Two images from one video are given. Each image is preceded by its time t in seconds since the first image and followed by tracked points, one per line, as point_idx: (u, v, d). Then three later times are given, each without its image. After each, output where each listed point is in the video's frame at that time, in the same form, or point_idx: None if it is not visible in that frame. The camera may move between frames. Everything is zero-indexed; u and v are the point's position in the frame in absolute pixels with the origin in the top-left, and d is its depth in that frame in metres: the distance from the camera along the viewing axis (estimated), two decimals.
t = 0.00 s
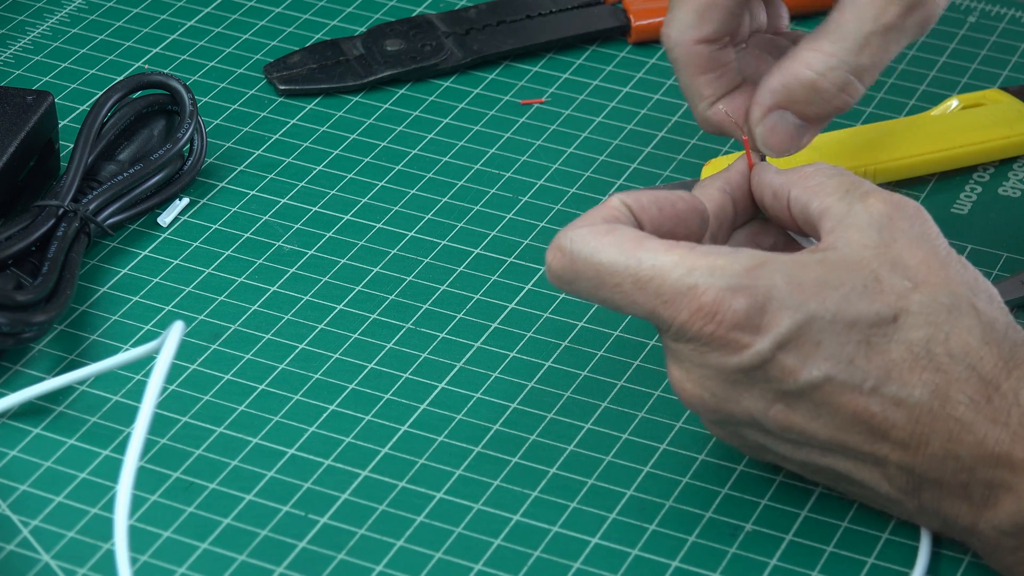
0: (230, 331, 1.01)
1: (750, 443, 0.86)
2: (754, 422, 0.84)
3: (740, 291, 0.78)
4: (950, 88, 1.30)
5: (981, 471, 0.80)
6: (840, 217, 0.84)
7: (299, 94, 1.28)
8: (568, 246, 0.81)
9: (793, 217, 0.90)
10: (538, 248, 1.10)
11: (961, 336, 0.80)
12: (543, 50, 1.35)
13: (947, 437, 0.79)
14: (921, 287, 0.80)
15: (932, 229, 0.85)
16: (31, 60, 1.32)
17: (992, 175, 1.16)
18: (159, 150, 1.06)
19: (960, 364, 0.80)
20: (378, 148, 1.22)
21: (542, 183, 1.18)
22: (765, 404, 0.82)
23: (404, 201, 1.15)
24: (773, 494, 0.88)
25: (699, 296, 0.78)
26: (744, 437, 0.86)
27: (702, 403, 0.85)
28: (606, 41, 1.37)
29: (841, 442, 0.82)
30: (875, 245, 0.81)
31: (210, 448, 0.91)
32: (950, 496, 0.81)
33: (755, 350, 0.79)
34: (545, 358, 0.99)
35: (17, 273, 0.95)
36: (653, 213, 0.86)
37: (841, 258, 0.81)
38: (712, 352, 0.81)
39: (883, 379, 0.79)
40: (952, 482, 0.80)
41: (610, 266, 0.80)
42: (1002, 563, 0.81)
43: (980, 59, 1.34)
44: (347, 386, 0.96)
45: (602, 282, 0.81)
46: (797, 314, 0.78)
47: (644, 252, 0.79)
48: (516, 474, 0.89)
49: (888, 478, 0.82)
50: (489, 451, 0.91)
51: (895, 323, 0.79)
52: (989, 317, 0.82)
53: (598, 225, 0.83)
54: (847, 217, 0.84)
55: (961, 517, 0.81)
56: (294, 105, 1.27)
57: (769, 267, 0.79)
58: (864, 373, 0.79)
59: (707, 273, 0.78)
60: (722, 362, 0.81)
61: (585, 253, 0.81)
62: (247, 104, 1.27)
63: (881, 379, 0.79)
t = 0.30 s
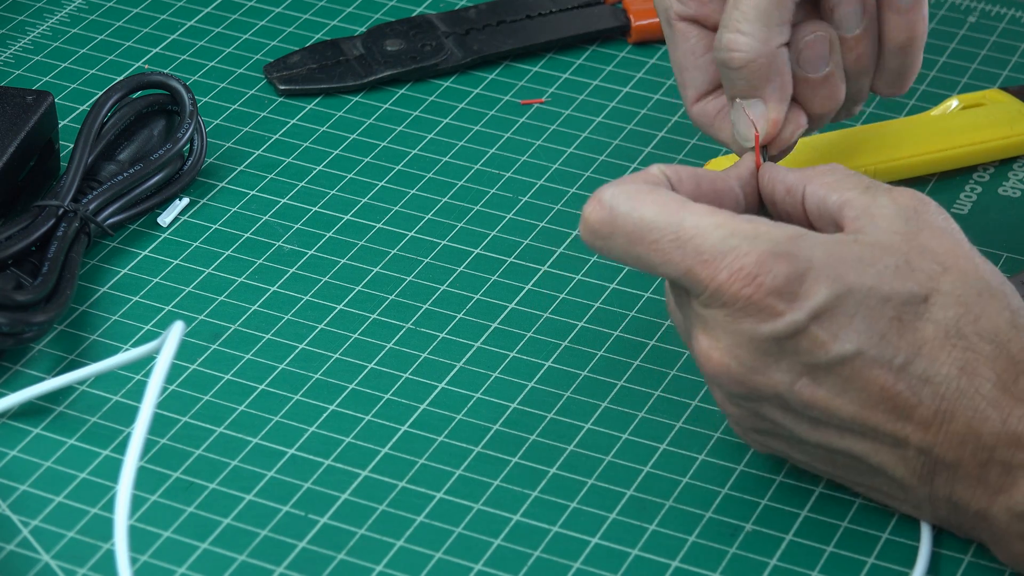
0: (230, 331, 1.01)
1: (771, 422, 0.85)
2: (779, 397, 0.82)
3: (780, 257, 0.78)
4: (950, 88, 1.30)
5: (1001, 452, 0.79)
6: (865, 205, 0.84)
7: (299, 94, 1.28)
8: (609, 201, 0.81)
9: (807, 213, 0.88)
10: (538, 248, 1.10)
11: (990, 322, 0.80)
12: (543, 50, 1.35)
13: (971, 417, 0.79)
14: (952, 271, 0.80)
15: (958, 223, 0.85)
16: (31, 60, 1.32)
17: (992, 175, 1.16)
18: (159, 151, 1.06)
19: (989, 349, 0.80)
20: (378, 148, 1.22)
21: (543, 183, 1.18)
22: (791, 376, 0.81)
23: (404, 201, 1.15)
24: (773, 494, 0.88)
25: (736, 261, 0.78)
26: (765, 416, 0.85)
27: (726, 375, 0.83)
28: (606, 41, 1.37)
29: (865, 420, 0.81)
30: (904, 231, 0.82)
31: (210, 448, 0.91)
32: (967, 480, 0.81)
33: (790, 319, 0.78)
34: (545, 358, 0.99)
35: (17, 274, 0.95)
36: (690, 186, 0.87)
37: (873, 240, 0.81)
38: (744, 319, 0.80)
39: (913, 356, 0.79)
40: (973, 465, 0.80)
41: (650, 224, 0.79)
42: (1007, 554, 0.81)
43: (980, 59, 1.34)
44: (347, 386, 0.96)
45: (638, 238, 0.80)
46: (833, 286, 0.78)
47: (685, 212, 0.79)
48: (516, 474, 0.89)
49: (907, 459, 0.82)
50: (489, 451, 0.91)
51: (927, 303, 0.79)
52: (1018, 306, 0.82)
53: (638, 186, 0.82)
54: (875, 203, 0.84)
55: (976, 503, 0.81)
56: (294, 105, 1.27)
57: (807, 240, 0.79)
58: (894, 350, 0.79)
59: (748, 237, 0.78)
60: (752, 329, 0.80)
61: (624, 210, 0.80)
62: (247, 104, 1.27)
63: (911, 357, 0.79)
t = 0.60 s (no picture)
0: (230, 331, 1.01)
1: (747, 451, 0.86)
2: (753, 430, 0.83)
3: (737, 296, 0.77)
4: (950, 88, 1.30)
5: (982, 467, 0.80)
6: (830, 219, 0.84)
7: (299, 94, 1.28)
8: (565, 256, 0.81)
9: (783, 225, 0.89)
10: (538, 248, 1.10)
11: (958, 335, 0.80)
12: (543, 50, 1.35)
13: (945, 434, 0.79)
14: (917, 286, 0.80)
15: (925, 228, 0.85)
16: (31, 60, 1.32)
17: (992, 175, 1.16)
18: (159, 150, 1.06)
19: (958, 362, 0.80)
20: (378, 148, 1.22)
21: (542, 183, 1.18)
22: (763, 411, 0.82)
23: (404, 201, 1.15)
24: (773, 494, 0.88)
25: (695, 301, 0.78)
26: (742, 446, 0.86)
27: (700, 413, 0.84)
28: (606, 41, 1.37)
29: (839, 445, 0.82)
30: (868, 245, 0.81)
31: (210, 448, 0.91)
32: (949, 494, 0.81)
33: (753, 355, 0.78)
34: (545, 358, 0.99)
35: (16, 274, 0.95)
36: (649, 227, 0.86)
37: (835, 260, 0.80)
38: (710, 359, 0.80)
39: (881, 380, 0.79)
40: (953, 482, 0.80)
41: (606, 276, 0.79)
42: (1001, 563, 0.81)
43: (980, 59, 1.34)
44: (347, 386, 0.96)
45: (598, 292, 0.80)
46: (794, 318, 0.77)
47: (639, 260, 0.79)
48: (516, 474, 0.89)
49: (887, 480, 0.82)
50: (489, 451, 0.91)
51: (891, 324, 0.79)
52: (986, 315, 0.81)
53: (593, 236, 0.82)
54: (839, 219, 0.83)
55: (962, 516, 0.81)
56: (294, 105, 1.27)
57: (764, 272, 0.78)
58: (861, 375, 0.79)
59: (704, 276, 0.78)
60: (719, 368, 0.80)
61: (580, 262, 0.80)
62: (247, 104, 1.27)
63: (879, 381, 0.79)
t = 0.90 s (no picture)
0: (230, 331, 1.01)
1: (749, 446, 0.86)
2: (756, 425, 0.83)
3: (740, 292, 0.78)
4: (950, 88, 1.30)
5: (984, 468, 0.80)
6: (835, 219, 0.84)
7: (299, 94, 1.28)
8: (570, 248, 0.80)
9: (788, 224, 0.89)
10: (538, 248, 1.10)
11: (962, 335, 0.80)
12: (543, 50, 1.35)
13: (948, 434, 0.80)
14: (922, 285, 0.80)
15: (931, 226, 0.84)
16: (31, 60, 1.32)
17: (992, 175, 1.16)
18: (159, 151, 1.06)
19: (961, 362, 0.80)
20: (378, 149, 1.22)
21: (542, 183, 1.18)
22: (765, 406, 0.82)
23: (404, 201, 1.15)
24: (773, 494, 0.88)
25: (699, 297, 0.78)
26: (744, 441, 0.85)
27: (702, 406, 0.84)
28: (605, 41, 1.37)
29: (841, 442, 0.82)
30: (872, 244, 0.81)
31: (210, 448, 0.91)
32: (950, 493, 0.82)
33: (756, 351, 0.78)
34: (545, 358, 0.99)
35: (16, 274, 0.95)
36: (655, 221, 0.86)
37: (840, 258, 0.80)
38: (712, 354, 0.80)
39: (883, 379, 0.79)
40: (954, 481, 0.81)
41: (611, 269, 0.79)
42: (1002, 563, 0.81)
43: (980, 59, 1.34)
44: (347, 386, 0.96)
45: (602, 285, 0.80)
46: (797, 315, 0.77)
47: (643, 254, 0.78)
48: (516, 474, 0.89)
49: (889, 478, 0.82)
50: (489, 451, 0.91)
51: (895, 323, 0.79)
52: (990, 315, 0.81)
53: (598, 229, 0.82)
54: (843, 217, 0.83)
55: (963, 515, 0.81)
56: (294, 105, 1.27)
57: (768, 269, 0.78)
58: (864, 373, 0.79)
59: (708, 272, 0.78)
60: (722, 363, 0.80)
61: (585, 255, 0.80)
62: (247, 104, 1.27)
63: (881, 379, 0.79)
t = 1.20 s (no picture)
0: (230, 331, 1.01)
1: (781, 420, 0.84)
2: (794, 393, 0.81)
3: (800, 250, 0.76)
4: (950, 88, 1.30)
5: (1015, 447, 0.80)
6: (868, 204, 0.83)
7: (298, 94, 1.28)
8: (633, 190, 0.80)
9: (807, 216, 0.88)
10: (538, 249, 1.10)
11: (1000, 318, 0.81)
12: (543, 50, 1.35)
13: (983, 413, 0.79)
14: (962, 268, 0.81)
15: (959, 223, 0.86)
16: (31, 60, 1.32)
17: (992, 175, 1.16)
18: (159, 151, 1.06)
19: (999, 345, 0.80)
20: (378, 148, 1.22)
21: (542, 183, 1.18)
22: (808, 370, 0.80)
23: (404, 201, 1.15)
24: (773, 494, 0.88)
25: (758, 251, 0.76)
26: (777, 413, 0.83)
27: (738, 372, 0.81)
28: (606, 41, 1.37)
29: (881, 414, 0.80)
30: (912, 229, 0.82)
31: (210, 448, 0.91)
32: (976, 476, 0.81)
33: (811, 310, 0.76)
34: (545, 358, 0.99)
35: (16, 273, 0.95)
36: (707, 181, 0.85)
37: (883, 237, 0.81)
38: (763, 311, 0.78)
39: (927, 351, 0.79)
40: (984, 460, 0.81)
41: (671, 213, 0.78)
42: (1013, 550, 0.82)
43: (980, 59, 1.34)
44: (347, 387, 0.96)
45: (658, 229, 0.78)
46: (852, 279, 0.77)
47: (706, 203, 0.78)
48: (516, 474, 0.89)
49: (920, 456, 0.82)
50: (489, 451, 0.91)
51: (939, 298, 0.79)
52: None
53: (655, 177, 0.81)
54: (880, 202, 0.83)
55: (984, 499, 0.81)
56: (294, 105, 1.27)
57: (823, 235, 0.78)
58: (910, 344, 0.79)
59: (767, 229, 0.76)
60: (772, 322, 0.77)
61: (645, 199, 0.79)
62: (247, 104, 1.27)
63: (925, 351, 0.79)
